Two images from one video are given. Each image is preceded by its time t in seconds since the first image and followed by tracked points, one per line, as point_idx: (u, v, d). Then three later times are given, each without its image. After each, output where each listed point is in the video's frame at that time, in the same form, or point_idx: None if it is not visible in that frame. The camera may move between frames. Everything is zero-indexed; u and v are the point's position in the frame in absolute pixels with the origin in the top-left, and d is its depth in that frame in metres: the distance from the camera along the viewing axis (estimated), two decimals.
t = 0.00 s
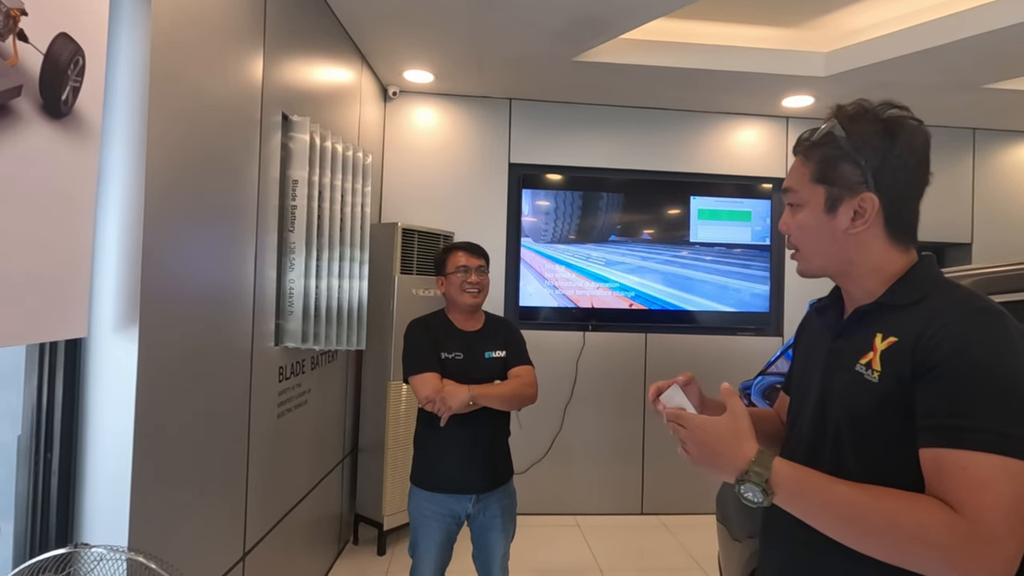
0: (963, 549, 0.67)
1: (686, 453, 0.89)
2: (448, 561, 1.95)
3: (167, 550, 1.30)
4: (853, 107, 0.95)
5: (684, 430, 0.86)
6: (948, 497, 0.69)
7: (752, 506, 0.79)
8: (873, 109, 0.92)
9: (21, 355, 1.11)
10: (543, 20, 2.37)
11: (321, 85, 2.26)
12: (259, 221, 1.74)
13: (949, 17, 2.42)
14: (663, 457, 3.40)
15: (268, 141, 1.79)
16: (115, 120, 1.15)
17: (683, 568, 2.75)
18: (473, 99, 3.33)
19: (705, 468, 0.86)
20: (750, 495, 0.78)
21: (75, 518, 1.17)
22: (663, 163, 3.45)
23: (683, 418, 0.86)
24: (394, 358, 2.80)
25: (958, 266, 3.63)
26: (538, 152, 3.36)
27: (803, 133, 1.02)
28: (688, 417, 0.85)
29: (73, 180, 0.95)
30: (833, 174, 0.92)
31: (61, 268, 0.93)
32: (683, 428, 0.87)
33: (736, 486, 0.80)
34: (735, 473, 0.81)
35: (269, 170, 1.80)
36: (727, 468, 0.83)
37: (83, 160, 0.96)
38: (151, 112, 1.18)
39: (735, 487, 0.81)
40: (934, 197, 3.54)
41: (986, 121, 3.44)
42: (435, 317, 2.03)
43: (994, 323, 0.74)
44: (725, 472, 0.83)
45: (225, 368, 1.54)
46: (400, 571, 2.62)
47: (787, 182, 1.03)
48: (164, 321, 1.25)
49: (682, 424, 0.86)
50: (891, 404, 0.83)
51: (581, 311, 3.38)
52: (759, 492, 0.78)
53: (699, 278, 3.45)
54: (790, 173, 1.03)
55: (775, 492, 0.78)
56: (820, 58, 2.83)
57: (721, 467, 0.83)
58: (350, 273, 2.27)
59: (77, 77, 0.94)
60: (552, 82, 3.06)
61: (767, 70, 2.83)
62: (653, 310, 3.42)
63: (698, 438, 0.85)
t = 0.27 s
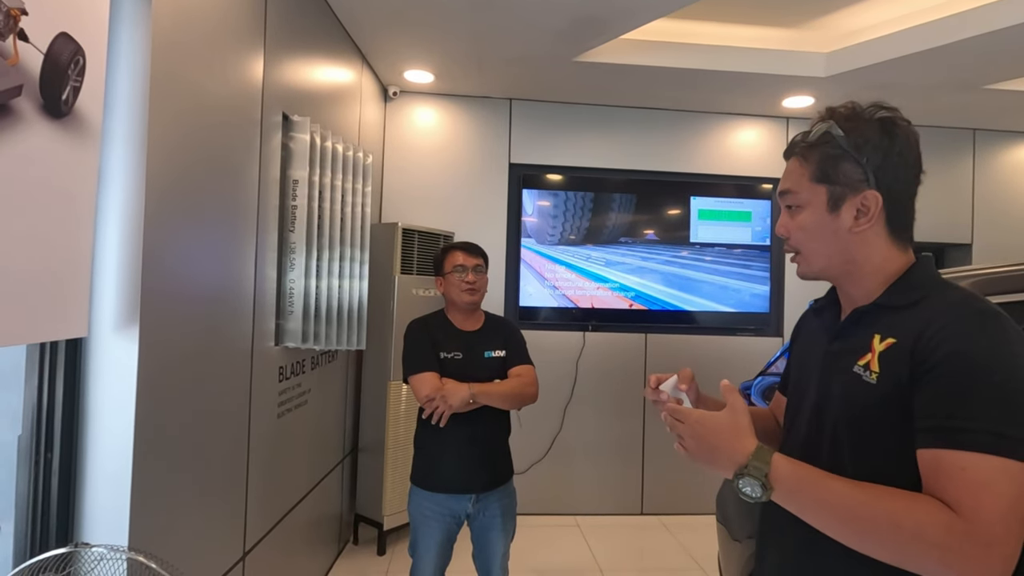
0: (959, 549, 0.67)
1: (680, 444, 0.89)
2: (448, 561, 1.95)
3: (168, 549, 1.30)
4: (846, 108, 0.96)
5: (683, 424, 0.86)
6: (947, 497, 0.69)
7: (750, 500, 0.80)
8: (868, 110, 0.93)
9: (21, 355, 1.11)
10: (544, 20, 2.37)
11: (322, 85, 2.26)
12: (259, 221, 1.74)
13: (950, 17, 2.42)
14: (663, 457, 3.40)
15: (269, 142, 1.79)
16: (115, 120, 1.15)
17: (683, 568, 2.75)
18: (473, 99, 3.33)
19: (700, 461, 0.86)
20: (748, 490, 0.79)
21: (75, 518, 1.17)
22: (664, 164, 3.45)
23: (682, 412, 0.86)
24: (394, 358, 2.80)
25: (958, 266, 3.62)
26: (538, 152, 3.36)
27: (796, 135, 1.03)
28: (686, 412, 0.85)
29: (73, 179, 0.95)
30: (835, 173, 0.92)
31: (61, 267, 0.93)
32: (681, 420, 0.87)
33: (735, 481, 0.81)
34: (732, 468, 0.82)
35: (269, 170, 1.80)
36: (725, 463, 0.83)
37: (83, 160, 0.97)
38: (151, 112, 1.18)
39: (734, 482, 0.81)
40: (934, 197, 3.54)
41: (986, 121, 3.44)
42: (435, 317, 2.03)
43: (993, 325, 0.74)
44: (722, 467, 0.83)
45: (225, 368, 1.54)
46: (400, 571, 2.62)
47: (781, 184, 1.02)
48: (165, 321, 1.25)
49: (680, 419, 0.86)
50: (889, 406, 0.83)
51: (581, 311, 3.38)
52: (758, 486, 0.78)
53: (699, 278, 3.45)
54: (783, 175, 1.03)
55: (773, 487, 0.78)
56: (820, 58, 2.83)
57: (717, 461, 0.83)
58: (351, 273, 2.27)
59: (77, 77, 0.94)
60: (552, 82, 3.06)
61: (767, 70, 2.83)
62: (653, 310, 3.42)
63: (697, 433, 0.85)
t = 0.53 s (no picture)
0: (961, 542, 0.67)
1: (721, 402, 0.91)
2: (448, 561, 1.95)
3: (167, 549, 1.30)
4: (832, 111, 0.95)
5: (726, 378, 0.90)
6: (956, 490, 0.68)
7: (770, 448, 0.80)
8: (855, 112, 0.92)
9: (21, 355, 1.11)
10: (544, 21, 2.37)
11: (322, 85, 2.26)
12: (259, 221, 1.74)
13: (950, 18, 2.42)
14: (663, 457, 3.40)
15: (269, 142, 1.79)
16: (116, 121, 1.15)
17: (683, 569, 2.75)
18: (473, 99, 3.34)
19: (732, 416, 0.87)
20: (769, 434, 0.79)
21: (75, 517, 1.17)
22: (663, 164, 3.45)
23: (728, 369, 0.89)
24: (394, 359, 2.80)
25: (958, 267, 3.62)
26: (538, 153, 3.37)
27: (784, 137, 1.02)
28: (730, 366, 0.89)
29: (73, 179, 0.95)
30: (815, 179, 0.92)
31: (61, 266, 0.93)
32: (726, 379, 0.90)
33: (758, 428, 0.81)
34: (757, 418, 0.83)
35: (269, 171, 1.80)
36: (753, 411, 0.84)
37: (83, 159, 0.97)
38: (151, 113, 1.18)
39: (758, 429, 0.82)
40: (934, 198, 3.54)
41: (986, 122, 3.44)
42: (435, 317, 2.03)
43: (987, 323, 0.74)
44: (750, 417, 0.84)
45: (225, 368, 1.54)
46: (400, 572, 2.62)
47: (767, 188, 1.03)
48: (165, 321, 1.25)
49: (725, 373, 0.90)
50: (884, 406, 0.83)
51: (581, 312, 3.38)
52: (780, 434, 0.78)
53: (699, 279, 3.45)
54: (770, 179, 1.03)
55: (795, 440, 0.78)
56: (820, 59, 2.83)
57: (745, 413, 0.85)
58: (351, 273, 2.28)
59: (77, 77, 0.94)
60: (553, 82, 3.06)
61: (767, 71, 2.83)
62: (653, 311, 3.42)
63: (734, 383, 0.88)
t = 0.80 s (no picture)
0: (951, 548, 0.67)
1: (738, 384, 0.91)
2: (447, 560, 1.95)
3: (167, 549, 1.30)
4: (825, 113, 0.93)
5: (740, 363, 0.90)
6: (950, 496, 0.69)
7: (776, 444, 0.80)
8: (843, 116, 0.90)
9: (20, 355, 1.11)
10: (544, 21, 2.37)
11: (322, 85, 2.26)
12: (259, 220, 1.74)
13: (949, 18, 2.42)
14: (663, 457, 3.40)
15: (269, 142, 1.79)
16: (116, 121, 1.15)
17: (682, 569, 2.75)
18: (473, 99, 3.34)
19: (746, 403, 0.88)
20: (773, 433, 0.79)
21: (74, 517, 1.17)
22: (663, 164, 3.45)
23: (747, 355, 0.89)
24: (394, 359, 2.80)
25: (958, 267, 3.63)
26: (538, 153, 3.37)
27: (780, 136, 1.01)
28: (744, 352, 0.89)
29: (72, 179, 0.95)
30: (799, 188, 0.92)
31: (60, 266, 0.93)
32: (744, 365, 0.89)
33: (765, 423, 0.81)
34: (766, 412, 0.82)
35: (269, 170, 1.80)
36: (760, 404, 0.84)
37: (83, 159, 0.97)
38: (151, 112, 1.18)
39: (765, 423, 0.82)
40: (933, 198, 3.54)
41: (986, 122, 3.44)
42: (434, 317, 2.03)
43: (982, 327, 0.74)
44: (757, 408, 0.84)
45: (225, 368, 1.54)
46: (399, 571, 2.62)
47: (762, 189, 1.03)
48: (164, 321, 1.25)
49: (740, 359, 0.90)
50: (880, 409, 0.83)
51: (580, 312, 3.38)
52: (785, 434, 0.78)
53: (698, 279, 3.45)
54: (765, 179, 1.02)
55: (801, 438, 0.78)
56: (820, 59, 2.83)
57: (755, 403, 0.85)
58: (351, 273, 2.28)
59: (77, 76, 0.94)
60: (552, 82, 3.06)
61: (767, 72, 2.83)
62: (653, 311, 3.42)
63: (746, 372, 0.88)
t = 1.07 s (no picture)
0: (945, 551, 0.67)
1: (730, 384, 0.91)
2: (446, 560, 1.96)
3: (167, 548, 1.30)
4: (826, 113, 0.93)
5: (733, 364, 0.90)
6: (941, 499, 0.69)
7: (769, 446, 0.81)
8: (843, 117, 0.90)
9: (20, 354, 1.11)
10: (543, 21, 2.37)
11: (321, 85, 2.27)
12: (259, 221, 1.74)
13: (948, 18, 2.42)
14: (662, 457, 3.40)
15: (268, 141, 1.79)
16: (115, 121, 1.15)
17: (682, 568, 2.75)
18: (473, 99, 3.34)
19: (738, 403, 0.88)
20: (766, 436, 0.80)
21: (74, 517, 1.17)
22: (663, 164, 3.45)
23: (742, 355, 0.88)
24: (394, 358, 2.80)
25: (957, 267, 3.63)
26: (538, 153, 3.37)
27: (782, 136, 1.01)
28: (738, 354, 0.89)
29: (71, 178, 0.94)
30: (798, 189, 0.92)
31: (60, 266, 0.93)
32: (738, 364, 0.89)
33: (757, 425, 0.82)
34: (759, 414, 0.83)
35: (269, 170, 1.80)
36: (752, 406, 0.84)
37: (82, 159, 0.97)
38: (151, 113, 1.18)
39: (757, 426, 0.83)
40: (932, 198, 3.55)
41: (985, 122, 3.44)
42: (434, 317, 2.03)
43: (978, 330, 0.74)
44: (748, 410, 0.84)
45: (224, 368, 1.54)
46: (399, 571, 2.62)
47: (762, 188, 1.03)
48: (164, 322, 1.25)
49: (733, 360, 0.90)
50: (876, 411, 0.83)
51: (580, 312, 3.38)
52: (778, 437, 0.79)
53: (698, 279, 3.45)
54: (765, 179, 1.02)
55: (793, 441, 0.78)
56: (819, 59, 2.84)
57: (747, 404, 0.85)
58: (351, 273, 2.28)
59: (76, 76, 0.94)
60: (552, 82, 3.06)
61: (766, 72, 2.83)
62: (653, 311, 3.42)
63: (739, 374, 0.88)
